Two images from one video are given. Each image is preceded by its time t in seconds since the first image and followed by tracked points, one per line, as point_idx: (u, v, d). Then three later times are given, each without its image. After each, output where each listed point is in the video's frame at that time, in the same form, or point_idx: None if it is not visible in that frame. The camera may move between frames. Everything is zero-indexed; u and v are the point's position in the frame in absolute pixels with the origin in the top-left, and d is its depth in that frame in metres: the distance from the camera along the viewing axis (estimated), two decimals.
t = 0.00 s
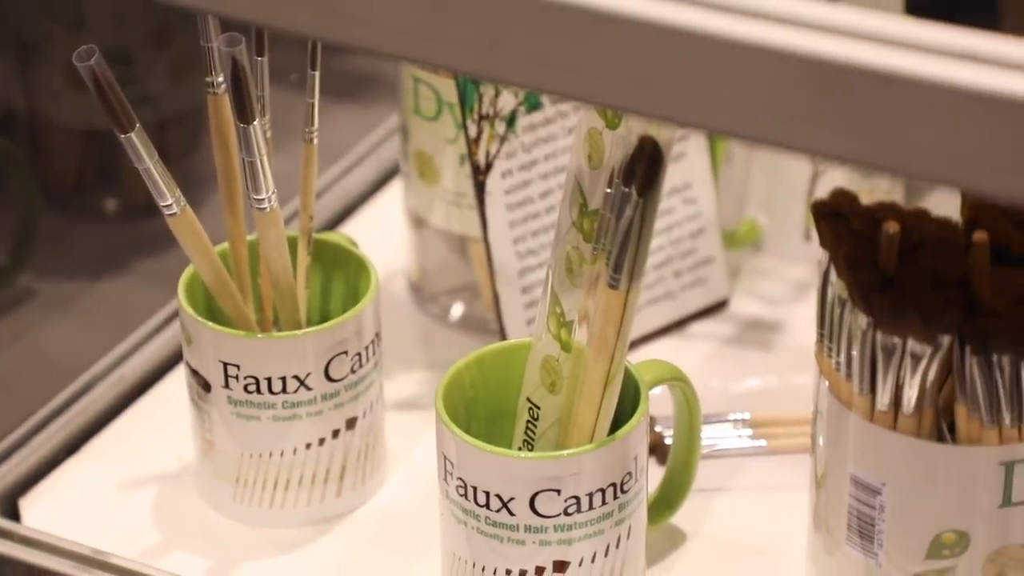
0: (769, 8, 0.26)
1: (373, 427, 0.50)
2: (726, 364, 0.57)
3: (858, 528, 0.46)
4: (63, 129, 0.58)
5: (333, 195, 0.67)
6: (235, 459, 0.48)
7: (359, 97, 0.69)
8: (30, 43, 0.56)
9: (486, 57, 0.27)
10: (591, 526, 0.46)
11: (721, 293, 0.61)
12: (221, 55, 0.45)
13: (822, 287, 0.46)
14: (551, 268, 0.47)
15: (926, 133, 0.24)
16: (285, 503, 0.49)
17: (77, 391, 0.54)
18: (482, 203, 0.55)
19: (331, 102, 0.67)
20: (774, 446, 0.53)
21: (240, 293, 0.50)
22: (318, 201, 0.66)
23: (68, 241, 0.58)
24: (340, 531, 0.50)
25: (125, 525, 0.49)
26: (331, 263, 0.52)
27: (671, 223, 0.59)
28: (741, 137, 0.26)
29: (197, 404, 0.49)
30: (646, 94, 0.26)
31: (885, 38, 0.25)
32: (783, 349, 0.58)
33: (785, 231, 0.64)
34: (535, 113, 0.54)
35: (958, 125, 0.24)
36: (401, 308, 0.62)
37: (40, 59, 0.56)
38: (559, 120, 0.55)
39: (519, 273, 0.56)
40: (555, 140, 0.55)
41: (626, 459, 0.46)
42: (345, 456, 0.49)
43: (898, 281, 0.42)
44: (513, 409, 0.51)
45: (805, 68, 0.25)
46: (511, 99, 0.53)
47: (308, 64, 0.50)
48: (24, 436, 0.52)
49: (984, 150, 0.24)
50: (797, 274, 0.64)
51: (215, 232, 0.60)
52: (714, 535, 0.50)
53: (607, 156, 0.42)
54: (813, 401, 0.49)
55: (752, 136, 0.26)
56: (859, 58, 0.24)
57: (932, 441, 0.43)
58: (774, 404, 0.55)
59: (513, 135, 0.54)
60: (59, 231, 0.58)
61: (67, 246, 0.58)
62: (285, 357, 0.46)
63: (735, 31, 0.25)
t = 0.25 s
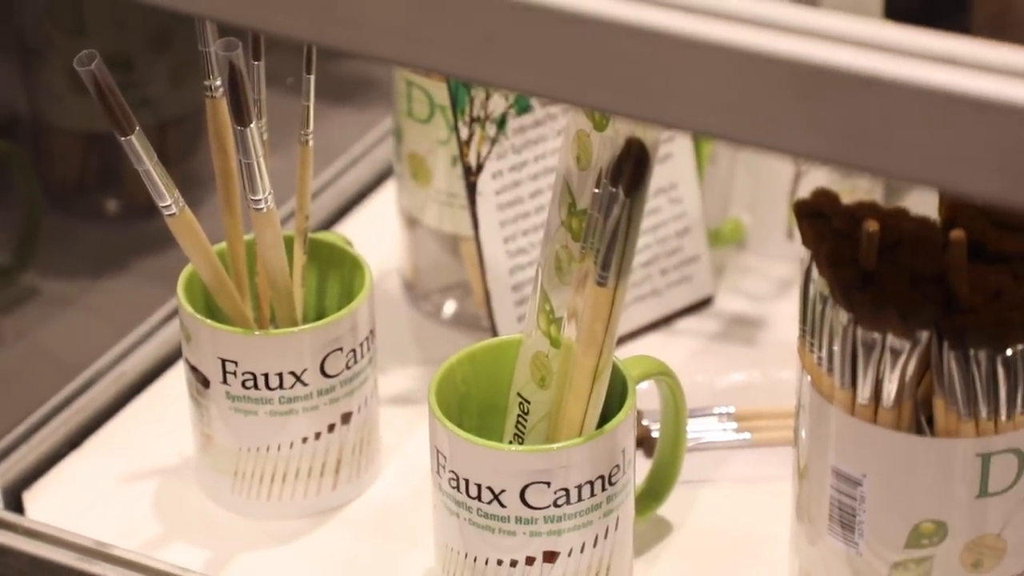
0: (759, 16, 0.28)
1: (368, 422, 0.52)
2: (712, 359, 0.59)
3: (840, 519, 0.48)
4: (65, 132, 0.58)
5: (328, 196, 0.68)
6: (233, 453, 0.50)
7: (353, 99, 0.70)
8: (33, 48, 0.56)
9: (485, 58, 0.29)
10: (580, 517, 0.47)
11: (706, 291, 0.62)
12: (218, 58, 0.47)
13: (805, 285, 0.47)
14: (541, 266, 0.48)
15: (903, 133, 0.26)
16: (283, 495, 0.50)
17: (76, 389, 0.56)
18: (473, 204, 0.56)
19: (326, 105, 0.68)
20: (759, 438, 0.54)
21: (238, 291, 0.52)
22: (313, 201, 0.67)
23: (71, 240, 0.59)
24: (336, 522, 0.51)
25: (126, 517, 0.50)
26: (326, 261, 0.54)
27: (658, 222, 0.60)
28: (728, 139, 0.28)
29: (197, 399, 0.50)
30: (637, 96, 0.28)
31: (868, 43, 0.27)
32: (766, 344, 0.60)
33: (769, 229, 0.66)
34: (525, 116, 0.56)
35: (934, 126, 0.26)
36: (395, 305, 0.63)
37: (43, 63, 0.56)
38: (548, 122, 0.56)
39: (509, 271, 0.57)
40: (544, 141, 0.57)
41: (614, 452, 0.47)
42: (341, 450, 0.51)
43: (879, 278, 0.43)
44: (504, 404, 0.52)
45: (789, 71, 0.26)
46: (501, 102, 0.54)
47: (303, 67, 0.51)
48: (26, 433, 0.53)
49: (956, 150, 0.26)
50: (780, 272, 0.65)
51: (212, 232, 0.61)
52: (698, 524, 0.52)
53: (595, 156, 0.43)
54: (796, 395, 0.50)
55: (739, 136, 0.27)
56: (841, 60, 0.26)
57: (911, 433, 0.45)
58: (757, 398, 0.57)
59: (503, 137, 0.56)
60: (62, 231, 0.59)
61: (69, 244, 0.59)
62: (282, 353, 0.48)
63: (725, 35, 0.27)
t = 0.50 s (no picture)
0: (745, 21, 0.29)
1: (364, 415, 0.53)
2: (696, 354, 0.61)
3: (820, 507, 0.49)
4: (70, 136, 0.59)
5: (326, 197, 0.70)
6: (234, 445, 0.51)
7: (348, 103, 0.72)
8: (41, 55, 0.57)
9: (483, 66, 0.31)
10: (570, 507, 0.49)
11: (691, 288, 0.64)
12: (218, 64, 0.48)
13: (787, 282, 0.48)
14: (531, 265, 0.49)
15: (883, 135, 0.28)
16: (282, 486, 0.52)
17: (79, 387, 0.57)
18: (466, 204, 0.58)
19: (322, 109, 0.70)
20: (742, 431, 0.57)
21: (239, 289, 0.53)
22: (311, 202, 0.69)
23: (77, 241, 0.60)
24: (333, 512, 0.53)
25: (131, 507, 0.52)
26: (323, 260, 0.55)
27: (644, 222, 0.62)
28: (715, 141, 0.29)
29: (199, 393, 0.52)
30: (628, 102, 0.30)
31: (848, 48, 0.29)
32: (749, 339, 0.62)
33: (752, 228, 0.67)
34: (515, 119, 0.57)
35: (912, 130, 0.27)
36: (390, 301, 0.65)
37: (50, 70, 0.57)
38: (538, 125, 0.58)
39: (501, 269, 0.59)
40: (535, 144, 0.58)
41: (602, 443, 0.49)
42: (338, 442, 0.52)
43: (857, 275, 0.45)
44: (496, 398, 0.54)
45: (768, 74, 0.28)
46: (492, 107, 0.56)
47: (301, 72, 0.53)
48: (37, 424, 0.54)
49: (933, 151, 0.27)
50: (762, 269, 0.67)
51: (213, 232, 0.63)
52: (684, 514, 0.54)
53: (584, 158, 0.45)
54: (778, 388, 0.52)
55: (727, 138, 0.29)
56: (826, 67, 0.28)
57: (888, 424, 0.46)
58: (739, 391, 0.59)
59: (495, 139, 0.57)
60: (70, 232, 0.60)
61: (73, 245, 0.60)
62: (282, 348, 0.49)
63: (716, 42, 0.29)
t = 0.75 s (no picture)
0: (725, 30, 0.31)
1: (361, 412, 0.55)
2: (679, 351, 0.64)
3: (801, 498, 0.50)
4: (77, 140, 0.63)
5: (325, 200, 0.72)
6: (235, 440, 0.53)
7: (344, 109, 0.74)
8: (49, 63, 0.60)
9: (480, 73, 0.33)
10: (559, 499, 0.50)
11: (677, 287, 0.66)
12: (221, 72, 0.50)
13: (769, 281, 0.50)
14: (522, 265, 0.51)
15: (855, 136, 0.30)
16: (281, 479, 0.54)
17: (94, 376, 0.58)
18: (460, 207, 0.60)
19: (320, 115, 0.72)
20: (725, 425, 0.59)
21: (240, 289, 0.55)
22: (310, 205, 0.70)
23: (80, 240, 0.64)
24: (329, 505, 0.55)
25: (136, 500, 0.54)
26: (322, 261, 0.57)
27: (631, 223, 0.64)
28: (698, 144, 0.31)
29: (201, 389, 0.53)
30: (616, 107, 0.32)
31: (822, 53, 0.31)
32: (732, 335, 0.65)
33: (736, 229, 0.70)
34: (507, 125, 0.59)
35: (882, 131, 0.29)
36: (386, 300, 0.67)
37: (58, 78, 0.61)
38: (528, 130, 0.60)
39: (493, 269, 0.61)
40: (525, 148, 0.60)
41: (590, 437, 0.50)
42: (336, 437, 0.54)
43: (837, 273, 0.47)
44: (488, 393, 0.56)
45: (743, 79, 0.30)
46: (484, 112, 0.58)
47: (299, 79, 0.54)
48: (46, 418, 0.56)
49: (897, 153, 0.29)
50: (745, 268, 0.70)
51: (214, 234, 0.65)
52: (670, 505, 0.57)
53: (573, 162, 0.47)
54: (761, 383, 0.54)
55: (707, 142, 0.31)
56: (799, 72, 0.30)
57: (866, 418, 0.47)
58: (723, 386, 0.61)
59: (486, 144, 0.59)
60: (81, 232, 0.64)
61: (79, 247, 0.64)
62: (282, 346, 0.51)
63: (697, 50, 0.31)
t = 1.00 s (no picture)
0: (718, 41, 0.33)
1: (362, 407, 0.58)
2: (668, 348, 0.66)
3: (784, 489, 0.53)
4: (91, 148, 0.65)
5: (329, 204, 0.74)
6: (243, 434, 0.56)
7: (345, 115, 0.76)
8: (64, 73, 0.62)
9: (479, 84, 0.35)
10: (553, 490, 0.52)
11: (666, 286, 0.69)
12: (228, 82, 0.52)
13: (754, 281, 0.52)
14: (518, 266, 0.53)
15: (839, 141, 0.32)
16: (286, 471, 0.56)
17: (105, 374, 0.61)
18: (457, 210, 0.62)
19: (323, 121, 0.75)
20: (711, 418, 0.62)
21: (247, 289, 0.57)
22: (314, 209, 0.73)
23: (93, 243, 0.66)
24: (333, 496, 0.57)
25: (148, 491, 0.56)
26: (325, 262, 0.60)
27: (621, 226, 0.67)
28: (688, 150, 0.34)
29: (210, 384, 0.56)
30: (609, 116, 0.34)
31: (805, 63, 0.33)
32: (717, 332, 0.67)
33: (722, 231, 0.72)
34: (503, 131, 0.62)
35: (864, 137, 0.31)
36: (386, 300, 0.69)
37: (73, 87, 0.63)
38: (523, 137, 0.62)
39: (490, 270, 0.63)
40: (520, 153, 0.62)
41: (582, 430, 0.52)
42: (339, 431, 0.57)
43: (818, 273, 0.49)
44: (485, 388, 0.58)
45: (720, 86, 0.33)
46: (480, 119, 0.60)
47: (303, 88, 0.57)
48: (62, 413, 0.58)
49: (867, 153, 0.31)
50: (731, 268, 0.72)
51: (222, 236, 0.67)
52: (660, 495, 0.59)
53: (565, 167, 0.49)
54: (746, 378, 0.56)
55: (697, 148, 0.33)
56: (784, 79, 0.32)
57: (847, 412, 0.49)
58: (710, 380, 0.64)
59: (483, 150, 0.62)
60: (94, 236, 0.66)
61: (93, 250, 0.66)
62: (287, 344, 0.54)
63: (690, 60, 0.33)
